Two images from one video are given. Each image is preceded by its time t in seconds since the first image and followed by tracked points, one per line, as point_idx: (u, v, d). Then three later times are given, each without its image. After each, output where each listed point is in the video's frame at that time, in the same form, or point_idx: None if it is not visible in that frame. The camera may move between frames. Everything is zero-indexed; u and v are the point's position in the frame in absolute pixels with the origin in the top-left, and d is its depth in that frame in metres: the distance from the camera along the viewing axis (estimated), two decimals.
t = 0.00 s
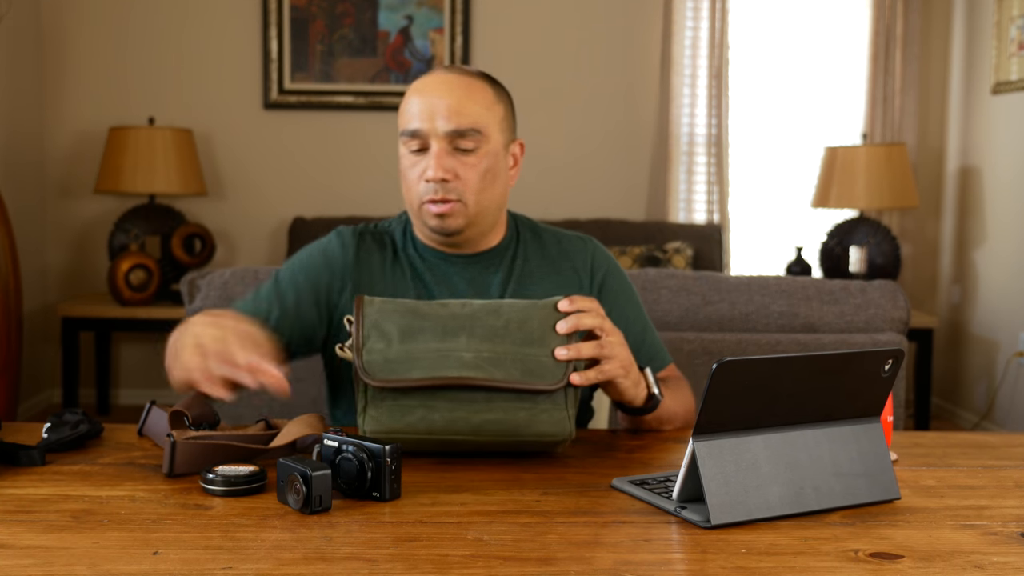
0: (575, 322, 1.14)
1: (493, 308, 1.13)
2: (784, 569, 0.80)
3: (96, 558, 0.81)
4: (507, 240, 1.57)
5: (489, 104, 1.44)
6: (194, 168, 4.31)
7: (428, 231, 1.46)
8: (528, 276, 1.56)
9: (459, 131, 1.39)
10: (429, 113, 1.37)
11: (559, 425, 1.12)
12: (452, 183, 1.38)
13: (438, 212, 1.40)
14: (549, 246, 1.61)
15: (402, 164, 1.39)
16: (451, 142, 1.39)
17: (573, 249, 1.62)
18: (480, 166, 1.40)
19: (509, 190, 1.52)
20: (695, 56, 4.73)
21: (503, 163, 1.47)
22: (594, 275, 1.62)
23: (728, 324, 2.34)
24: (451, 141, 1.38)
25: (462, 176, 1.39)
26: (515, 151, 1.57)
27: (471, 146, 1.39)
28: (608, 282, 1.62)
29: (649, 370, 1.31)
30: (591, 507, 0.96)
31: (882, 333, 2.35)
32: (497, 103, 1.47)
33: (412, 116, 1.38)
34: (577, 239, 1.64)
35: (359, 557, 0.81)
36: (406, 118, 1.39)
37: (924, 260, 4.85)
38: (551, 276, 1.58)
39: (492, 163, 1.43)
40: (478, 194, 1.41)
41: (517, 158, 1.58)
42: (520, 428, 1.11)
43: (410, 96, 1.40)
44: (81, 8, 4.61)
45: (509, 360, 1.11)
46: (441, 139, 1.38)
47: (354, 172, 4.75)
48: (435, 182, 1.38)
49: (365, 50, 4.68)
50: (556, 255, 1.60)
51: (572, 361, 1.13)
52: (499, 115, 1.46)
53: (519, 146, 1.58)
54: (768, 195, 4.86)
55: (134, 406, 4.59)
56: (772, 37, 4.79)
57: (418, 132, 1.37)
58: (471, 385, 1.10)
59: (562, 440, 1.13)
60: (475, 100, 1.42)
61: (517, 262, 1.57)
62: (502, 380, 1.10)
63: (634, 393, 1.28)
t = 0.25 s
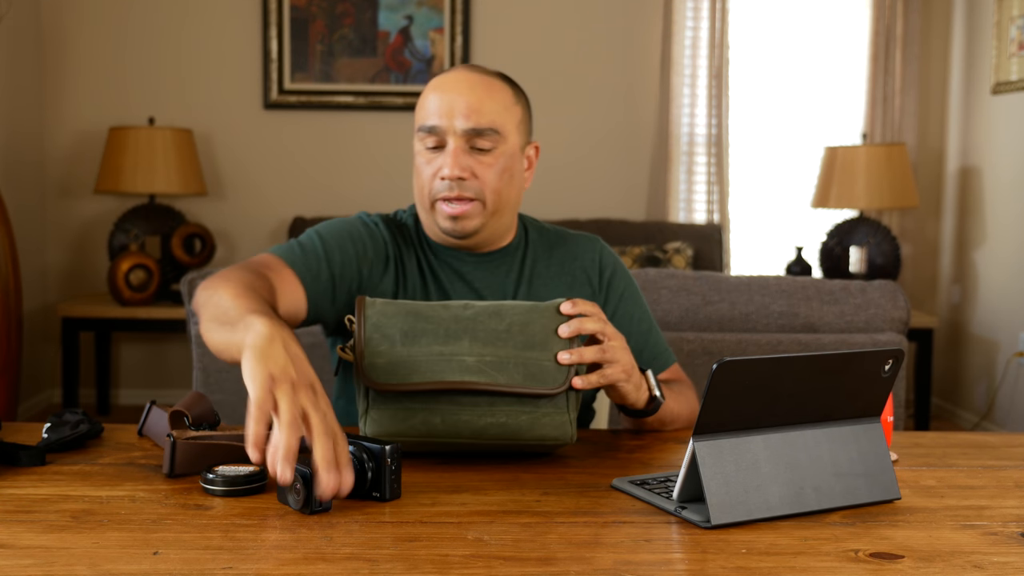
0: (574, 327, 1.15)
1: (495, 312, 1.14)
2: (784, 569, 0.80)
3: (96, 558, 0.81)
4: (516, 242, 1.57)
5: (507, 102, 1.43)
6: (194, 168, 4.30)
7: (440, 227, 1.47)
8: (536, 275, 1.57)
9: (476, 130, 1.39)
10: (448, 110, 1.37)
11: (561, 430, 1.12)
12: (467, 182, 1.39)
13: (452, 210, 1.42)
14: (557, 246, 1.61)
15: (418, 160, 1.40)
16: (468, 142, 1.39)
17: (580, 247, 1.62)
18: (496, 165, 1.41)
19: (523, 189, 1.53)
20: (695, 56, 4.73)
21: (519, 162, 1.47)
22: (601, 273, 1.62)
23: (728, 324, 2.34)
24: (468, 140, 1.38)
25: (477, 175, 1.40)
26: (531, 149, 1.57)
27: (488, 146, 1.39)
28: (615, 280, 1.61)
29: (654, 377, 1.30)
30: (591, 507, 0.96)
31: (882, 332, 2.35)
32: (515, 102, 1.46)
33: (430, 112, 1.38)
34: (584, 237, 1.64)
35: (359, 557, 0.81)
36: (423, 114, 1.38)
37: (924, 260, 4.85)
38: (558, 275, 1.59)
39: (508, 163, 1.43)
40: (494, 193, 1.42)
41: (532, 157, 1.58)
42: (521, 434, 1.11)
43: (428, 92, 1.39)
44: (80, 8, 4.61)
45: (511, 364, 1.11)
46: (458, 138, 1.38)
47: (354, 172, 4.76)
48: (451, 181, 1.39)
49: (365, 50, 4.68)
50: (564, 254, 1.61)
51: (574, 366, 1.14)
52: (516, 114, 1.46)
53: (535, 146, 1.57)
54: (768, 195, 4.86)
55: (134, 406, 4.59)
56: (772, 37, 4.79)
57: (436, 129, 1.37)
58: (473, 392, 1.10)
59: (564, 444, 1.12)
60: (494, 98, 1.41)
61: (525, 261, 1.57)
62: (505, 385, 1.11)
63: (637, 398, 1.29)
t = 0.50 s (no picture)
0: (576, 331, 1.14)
1: (498, 313, 1.13)
2: (784, 569, 0.80)
3: (96, 558, 0.81)
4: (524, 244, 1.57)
5: (501, 112, 1.41)
6: (194, 167, 4.30)
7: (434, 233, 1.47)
8: (544, 277, 1.57)
9: (465, 137, 1.38)
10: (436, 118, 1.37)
11: (562, 432, 1.12)
12: (451, 189, 1.38)
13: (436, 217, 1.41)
14: (567, 247, 1.61)
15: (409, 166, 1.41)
16: (456, 149, 1.38)
17: (589, 247, 1.61)
18: (482, 174, 1.39)
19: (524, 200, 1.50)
20: (695, 56, 4.72)
21: (515, 174, 1.45)
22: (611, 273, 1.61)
23: (728, 324, 2.34)
24: (456, 147, 1.38)
25: (461, 183, 1.38)
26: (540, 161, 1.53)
27: (475, 154, 1.38)
28: (622, 281, 1.61)
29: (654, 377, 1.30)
30: (591, 507, 0.96)
31: (882, 332, 2.35)
32: (518, 112, 1.44)
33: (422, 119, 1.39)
34: (594, 238, 1.64)
35: (359, 557, 0.81)
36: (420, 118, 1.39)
37: (924, 260, 4.85)
38: (566, 275, 1.58)
39: (496, 173, 1.41)
40: (480, 203, 1.40)
41: (541, 168, 1.54)
42: (523, 437, 1.11)
43: (428, 98, 1.40)
44: (80, 8, 4.61)
45: (512, 368, 1.11)
46: (445, 145, 1.38)
47: (354, 172, 4.76)
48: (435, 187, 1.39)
49: (365, 50, 4.69)
50: (572, 254, 1.60)
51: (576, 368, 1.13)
52: (517, 125, 1.44)
53: (544, 157, 1.54)
54: (767, 195, 4.86)
55: (134, 406, 4.59)
56: (772, 37, 4.79)
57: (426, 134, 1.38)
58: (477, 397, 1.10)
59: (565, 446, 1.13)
60: (486, 107, 1.40)
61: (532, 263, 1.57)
62: (508, 388, 1.10)
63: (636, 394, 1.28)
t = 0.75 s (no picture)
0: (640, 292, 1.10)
1: (460, 341, 1.07)
2: (784, 569, 0.80)
3: (96, 558, 0.81)
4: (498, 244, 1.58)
5: (492, 101, 1.52)
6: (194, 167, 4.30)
7: (439, 227, 1.52)
8: (519, 273, 1.57)
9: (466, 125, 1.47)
10: (438, 107, 1.46)
11: (531, 462, 1.05)
12: (462, 174, 1.46)
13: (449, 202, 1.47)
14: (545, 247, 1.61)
15: (414, 159, 1.48)
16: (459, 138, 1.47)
17: (569, 246, 1.61)
18: (487, 158, 1.48)
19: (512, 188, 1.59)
20: (695, 56, 4.72)
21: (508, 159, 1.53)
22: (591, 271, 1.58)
23: (728, 324, 2.34)
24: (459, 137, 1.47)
25: (471, 168, 1.47)
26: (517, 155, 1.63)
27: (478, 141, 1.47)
28: (603, 280, 1.57)
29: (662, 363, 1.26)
30: (591, 507, 0.96)
31: (882, 332, 2.35)
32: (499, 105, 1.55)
33: (420, 111, 1.47)
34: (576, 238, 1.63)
35: (359, 557, 0.81)
36: (412, 116, 1.48)
37: (924, 261, 4.85)
38: (544, 273, 1.58)
39: (498, 158, 1.50)
40: (488, 185, 1.49)
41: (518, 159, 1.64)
42: (490, 467, 1.06)
43: (414, 98, 1.49)
44: (80, 8, 4.61)
45: (473, 403, 1.06)
46: (450, 132, 1.47)
47: (354, 172, 4.76)
48: (447, 173, 1.46)
49: (365, 50, 4.68)
50: (550, 254, 1.60)
51: (544, 397, 1.07)
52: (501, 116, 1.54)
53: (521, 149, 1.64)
54: (767, 195, 4.86)
55: (134, 406, 4.59)
56: (772, 37, 4.78)
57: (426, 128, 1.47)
58: (441, 435, 1.05)
59: (538, 474, 1.06)
60: (480, 96, 1.50)
61: (507, 262, 1.58)
62: (466, 427, 1.05)
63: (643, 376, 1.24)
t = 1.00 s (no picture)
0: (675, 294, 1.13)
1: (460, 341, 1.07)
2: (784, 569, 0.80)
3: (96, 558, 0.81)
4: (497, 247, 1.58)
5: (487, 105, 1.48)
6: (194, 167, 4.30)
7: (430, 234, 1.49)
8: (518, 276, 1.57)
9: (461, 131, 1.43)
10: (432, 113, 1.42)
11: (531, 462, 1.05)
12: (457, 183, 1.43)
13: (443, 211, 1.44)
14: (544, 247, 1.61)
15: (406, 167, 1.44)
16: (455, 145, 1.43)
17: (569, 248, 1.61)
18: (482, 165, 1.44)
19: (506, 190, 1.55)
20: (695, 56, 4.72)
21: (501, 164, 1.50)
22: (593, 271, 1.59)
23: (728, 323, 2.34)
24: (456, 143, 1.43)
25: (465, 176, 1.43)
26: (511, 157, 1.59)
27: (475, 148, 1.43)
28: (605, 282, 1.58)
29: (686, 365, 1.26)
30: (591, 507, 0.96)
31: (882, 332, 2.35)
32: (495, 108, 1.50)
33: (414, 118, 1.43)
34: (574, 238, 1.63)
35: (359, 557, 0.81)
36: (407, 119, 1.43)
37: (924, 261, 4.85)
38: (544, 276, 1.58)
39: (492, 164, 1.46)
40: (483, 193, 1.45)
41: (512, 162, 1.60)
42: (490, 467, 1.06)
43: (409, 100, 1.44)
44: (80, 8, 4.61)
45: (473, 403, 1.06)
46: (445, 140, 1.43)
47: (353, 172, 4.76)
48: (441, 183, 1.42)
49: (365, 50, 4.68)
50: (549, 256, 1.60)
51: (545, 397, 1.07)
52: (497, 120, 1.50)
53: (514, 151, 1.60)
54: (767, 196, 4.86)
55: (134, 406, 4.59)
56: (772, 37, 4.79)
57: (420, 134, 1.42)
58: (442, 435, 1.05)
59: (537, 474, 1.07)
60: (475, 101, 1.46)
61: (506, 265, 1.58)
62: (465, 427, 1.05)
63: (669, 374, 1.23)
